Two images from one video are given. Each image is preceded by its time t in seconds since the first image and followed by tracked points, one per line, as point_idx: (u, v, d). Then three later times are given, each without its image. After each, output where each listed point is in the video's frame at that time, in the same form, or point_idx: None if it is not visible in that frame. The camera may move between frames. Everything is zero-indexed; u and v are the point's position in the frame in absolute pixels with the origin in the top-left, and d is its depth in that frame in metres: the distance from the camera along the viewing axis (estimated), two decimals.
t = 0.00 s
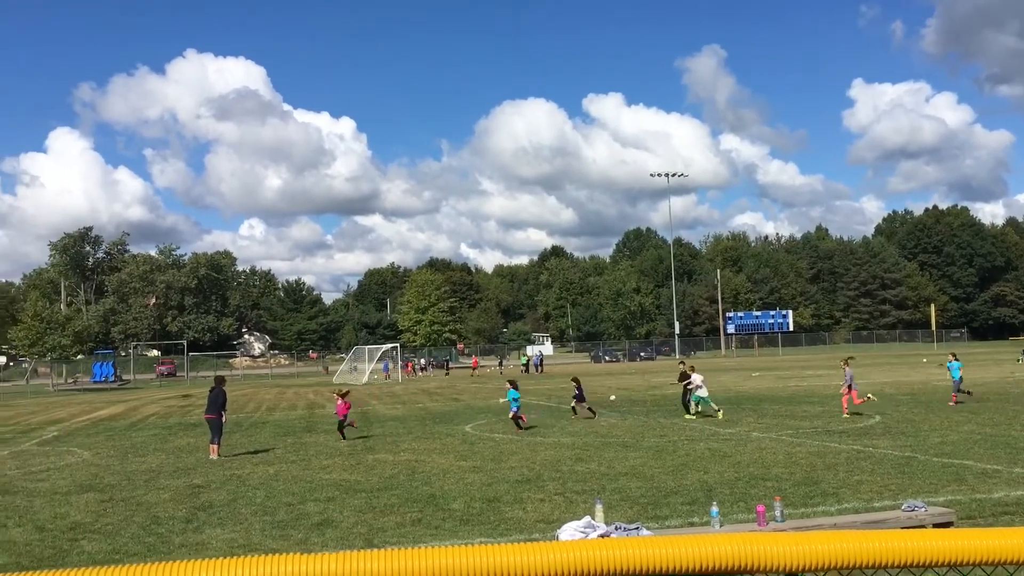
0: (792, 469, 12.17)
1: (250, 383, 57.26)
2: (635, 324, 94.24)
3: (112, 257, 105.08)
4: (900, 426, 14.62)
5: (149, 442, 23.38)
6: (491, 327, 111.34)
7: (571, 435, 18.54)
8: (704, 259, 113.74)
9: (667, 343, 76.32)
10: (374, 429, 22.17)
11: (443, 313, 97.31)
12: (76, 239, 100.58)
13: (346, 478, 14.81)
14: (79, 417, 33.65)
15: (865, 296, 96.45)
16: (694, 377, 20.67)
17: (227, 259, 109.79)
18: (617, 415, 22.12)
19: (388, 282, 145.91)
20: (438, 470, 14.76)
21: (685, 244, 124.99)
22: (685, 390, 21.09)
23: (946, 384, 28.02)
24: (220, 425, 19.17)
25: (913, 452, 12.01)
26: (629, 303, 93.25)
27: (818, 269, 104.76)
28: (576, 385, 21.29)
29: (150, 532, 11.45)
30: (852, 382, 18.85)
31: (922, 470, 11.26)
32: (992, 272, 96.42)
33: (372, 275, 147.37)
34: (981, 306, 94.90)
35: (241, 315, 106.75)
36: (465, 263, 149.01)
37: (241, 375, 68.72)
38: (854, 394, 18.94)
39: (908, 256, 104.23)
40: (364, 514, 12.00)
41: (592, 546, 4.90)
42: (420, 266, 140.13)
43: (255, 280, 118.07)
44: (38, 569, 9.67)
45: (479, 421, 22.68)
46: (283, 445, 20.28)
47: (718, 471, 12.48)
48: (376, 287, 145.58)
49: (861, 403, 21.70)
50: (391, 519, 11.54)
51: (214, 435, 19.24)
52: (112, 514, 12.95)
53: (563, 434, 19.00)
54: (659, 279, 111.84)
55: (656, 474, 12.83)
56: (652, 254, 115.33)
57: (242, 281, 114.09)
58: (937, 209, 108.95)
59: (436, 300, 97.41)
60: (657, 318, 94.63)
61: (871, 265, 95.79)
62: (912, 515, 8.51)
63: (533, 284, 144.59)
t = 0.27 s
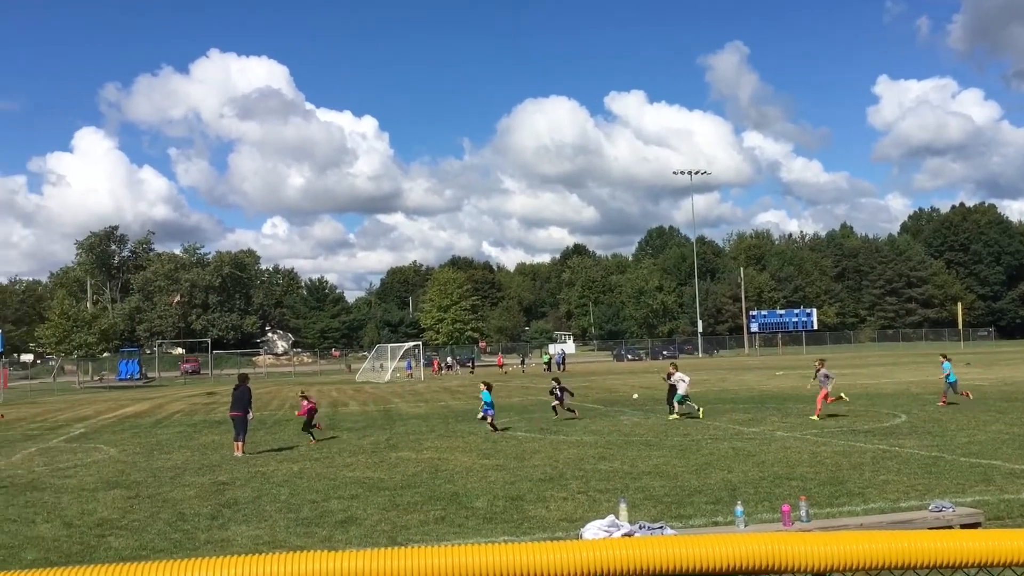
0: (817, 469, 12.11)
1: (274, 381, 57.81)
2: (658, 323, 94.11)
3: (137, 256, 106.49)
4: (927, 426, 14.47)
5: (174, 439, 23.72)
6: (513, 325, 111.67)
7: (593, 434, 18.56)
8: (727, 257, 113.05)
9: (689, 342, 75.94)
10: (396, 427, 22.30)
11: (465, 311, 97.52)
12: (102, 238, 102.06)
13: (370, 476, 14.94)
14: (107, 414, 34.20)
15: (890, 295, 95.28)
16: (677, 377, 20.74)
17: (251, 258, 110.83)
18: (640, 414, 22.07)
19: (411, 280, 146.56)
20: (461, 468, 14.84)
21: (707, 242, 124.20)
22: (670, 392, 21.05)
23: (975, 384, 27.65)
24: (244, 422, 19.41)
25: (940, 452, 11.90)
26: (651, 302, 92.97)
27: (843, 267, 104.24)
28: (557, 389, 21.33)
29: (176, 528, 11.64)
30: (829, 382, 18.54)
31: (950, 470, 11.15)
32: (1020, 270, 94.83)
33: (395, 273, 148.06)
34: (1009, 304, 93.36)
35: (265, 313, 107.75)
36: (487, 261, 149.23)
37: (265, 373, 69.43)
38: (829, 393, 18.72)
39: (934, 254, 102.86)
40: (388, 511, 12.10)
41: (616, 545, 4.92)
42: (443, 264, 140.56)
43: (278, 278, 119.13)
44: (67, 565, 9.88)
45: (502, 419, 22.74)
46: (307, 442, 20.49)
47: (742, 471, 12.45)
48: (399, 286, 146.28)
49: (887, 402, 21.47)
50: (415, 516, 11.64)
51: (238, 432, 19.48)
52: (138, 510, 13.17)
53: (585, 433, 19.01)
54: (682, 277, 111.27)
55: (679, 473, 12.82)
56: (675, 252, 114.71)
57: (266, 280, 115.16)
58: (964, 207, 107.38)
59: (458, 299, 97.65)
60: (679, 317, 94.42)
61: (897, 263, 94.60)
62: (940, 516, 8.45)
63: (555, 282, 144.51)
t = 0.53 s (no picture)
0: (839, 470, 12.06)
1: (295, 381, 58.24)
2: (678, 323, 94.11)
3: (159, 257, 107.71)
4: (950, 427, 14.35)
5: (196, 439, 24.01)
6: (533, 325, 111.91)
7: (614, 435, 18.49)
8: (748, 257, 112.41)
9: (710, 342, 75.55)
10: (416, 427, 22.40)
11: (485, 311, 97.76)
12: (125, 239, 103.44)
13: (391, 476, 15.05)
14: (131, 413, 34.69)
15: (914, 295, 94.19)
16: (657, 375, 20.77)
17: (272, 258, 111.79)
18: (660, 414, 22.04)
19: (431, 280, 147.13)
20: (481, 468, 14.94)
21: (728, 242, 123.49)
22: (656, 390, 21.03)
23: (999, 384, 27.37)
24: (267, 423, 19.63)
25: (965, 454, 11.79)
26: (672, 302, 92.76)
27: (866, 267, 103.45)
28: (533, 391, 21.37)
29: (199, 528, 11.80)
30: (797, 387, 18.80)
31: (974, 472, 11.06)
32: None
33: (415, 274, 148.66)
34: None
35: (286, 313, 108.66)
36: (507, 261, 149.43)
37: (286, 373, 70.07)
38: (799, 396, 18.92)
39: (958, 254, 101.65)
40: (409, 512, 12.17)
41: (641, 545, 4.96)
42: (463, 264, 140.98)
43: (299, 279, 120.10)
44: (93, 563, 10.05)
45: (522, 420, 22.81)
46: (328, 442, 20.67)
47: (764, 472, 12.47)
48: (419, 286, 146.89)
49: (909, 403, 21.31)
50: (436, 517, 11.71)
51: (260, 431, 19.71)
52: (162, 509, 13.36)
53: (605, 434, 19.00)
54: (702, 278, 110.66)
55: (700, 474, 12.86)
56: (696, 252, 114.22)
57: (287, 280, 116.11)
58: (990, 206, 105.98)
59: (478, 299, 97.85)
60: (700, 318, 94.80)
61: (920, 262, 93.53)
62: (964, 518, 8.37)
63: (575, 282, 144.40)
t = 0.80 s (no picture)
0: (863, 471, 12.00)
1: (316, 381, 58.69)
2: (699, 323, 93.63)
3: (182, 257, 108.97)
4: (976, 429, 14.23)
5: (218, 438, 24.31)
6: (554, 326, 112.03)
7: (636, 436, 18.48)
8: (770, 258, 111.64)
9: (731, 343, 75.16)
10: (437, 427, 22.53)
11: (506, 312, 97.92)
12: (149, 240, 104.83)
13: (412, 476, 15.16)
14: (155, 412, 35.18)
15: (938, 295, 93.10)
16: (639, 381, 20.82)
17: (293, 259, 112.70)
18: (681, 416, 22.00)
19: (451, 281, 147.58)
20: (502, 468, 15.01)
21: (749, 242, 122.71)
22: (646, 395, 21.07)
23: None
24: (289, 423, 19.82)
25: (991, 456, 11.69)
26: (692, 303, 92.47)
27: (889, 268, 102.39)
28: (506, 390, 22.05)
29: (223, 526, 11.98)
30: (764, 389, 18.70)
31: (1001, 474, 10.95)
32: None
33: (436, 274, 149.12)
34: None
35: (307, 313, 109.52)
36: (528, 262, 149.51)
37: (307, 373, 70.71)
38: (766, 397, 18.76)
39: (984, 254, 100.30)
40: (430, 511, 12.26)
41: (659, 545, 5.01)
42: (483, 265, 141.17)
43: (320, 279, 120.94)
44: (120, 560, 10.24)
45: (542, 420, 22.87)
46: (349, 442, 20.83)
47: (787, 473, 12.43)
48: (439, 286, 147.35)
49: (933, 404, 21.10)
50: (457, 517, 11.79)
51: (282, 431, 19.90)
52: (185, 507, 13.56)
53: (626, 435, 19.00)
54: (723, 278, 109.97)
55: (722, 476, 12.84)
56: (717, 253, 113.55)
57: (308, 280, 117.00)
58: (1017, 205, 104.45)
59: (499, 300, 97.99)
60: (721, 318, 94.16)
61: (945, 262, 92.40)
62: (989, 521, 8.30)
63: (596, 282, 144.14)
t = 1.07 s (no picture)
0: (891, 472, 11.91)
1: (341, 379, 59.19)
2: (724, 322, 92.44)
3: (209, 256, 110.30)
4: (1006, 430, 14.06)
5: (244, 435, 24.66)
6: (578, 324, 111.96)
7: (661, 435, 18.45)
8: (795, 256, 110.62)
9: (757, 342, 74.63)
10: (461, 425, 22.67)
11: (530, 310, 98.04)
12: (176, 238, 106.24)
13: (437, 474, 15.29)
14: (182, 409, 35.74)
15: (967, 294, 91.70)
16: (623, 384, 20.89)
17: (319, 257, 113.65)
18: (706, 414, 21.93)
19: (475, 279, 147.96)
20: (527, 466, 15.09)
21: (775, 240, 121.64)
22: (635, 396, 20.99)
23: None
24: (314, 420, 20.04)
25: (1022, 457, 11.56)
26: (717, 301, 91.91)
27: (917, 266, 101.06)
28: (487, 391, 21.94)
29: (249, 522, 12.17)
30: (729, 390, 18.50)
31: None
32: None
33: (460, 273, 149.58)
34: None
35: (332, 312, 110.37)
36: (552, 260, 149.45)
37: (333, 371, 71.33)
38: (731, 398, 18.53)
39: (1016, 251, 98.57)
40: (455, 509, 12.36)
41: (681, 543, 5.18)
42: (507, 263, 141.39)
43: (345, 278, 121.77)
44: (149, 556, 10.45)
45: (567, 419, 22.92)
46: (374, 439, 21.05)
47: (814, 473, 12.38)
48: (464, 285, 147.81)
49: (963, 404, 20.84)
50: (482, 515, 11.88)
51: (308, 428, 20.15)
52: (213, 504, 13.79)
53: (651, 433, 19.00)
54: (749, 277, 109.05)
55: (748, 475, 12.82)
56: (742, 252, 112.36)
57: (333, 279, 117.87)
58: None
59: (523, 298, 98.06)
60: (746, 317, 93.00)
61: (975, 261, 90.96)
62: (1020, 521, 8.20)
63: (620, 281, 143.71)
